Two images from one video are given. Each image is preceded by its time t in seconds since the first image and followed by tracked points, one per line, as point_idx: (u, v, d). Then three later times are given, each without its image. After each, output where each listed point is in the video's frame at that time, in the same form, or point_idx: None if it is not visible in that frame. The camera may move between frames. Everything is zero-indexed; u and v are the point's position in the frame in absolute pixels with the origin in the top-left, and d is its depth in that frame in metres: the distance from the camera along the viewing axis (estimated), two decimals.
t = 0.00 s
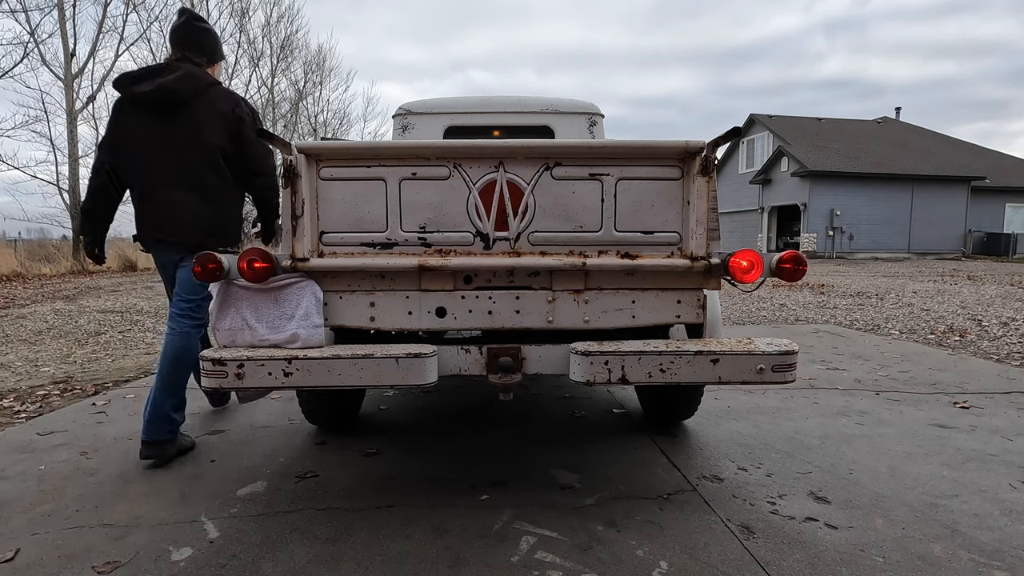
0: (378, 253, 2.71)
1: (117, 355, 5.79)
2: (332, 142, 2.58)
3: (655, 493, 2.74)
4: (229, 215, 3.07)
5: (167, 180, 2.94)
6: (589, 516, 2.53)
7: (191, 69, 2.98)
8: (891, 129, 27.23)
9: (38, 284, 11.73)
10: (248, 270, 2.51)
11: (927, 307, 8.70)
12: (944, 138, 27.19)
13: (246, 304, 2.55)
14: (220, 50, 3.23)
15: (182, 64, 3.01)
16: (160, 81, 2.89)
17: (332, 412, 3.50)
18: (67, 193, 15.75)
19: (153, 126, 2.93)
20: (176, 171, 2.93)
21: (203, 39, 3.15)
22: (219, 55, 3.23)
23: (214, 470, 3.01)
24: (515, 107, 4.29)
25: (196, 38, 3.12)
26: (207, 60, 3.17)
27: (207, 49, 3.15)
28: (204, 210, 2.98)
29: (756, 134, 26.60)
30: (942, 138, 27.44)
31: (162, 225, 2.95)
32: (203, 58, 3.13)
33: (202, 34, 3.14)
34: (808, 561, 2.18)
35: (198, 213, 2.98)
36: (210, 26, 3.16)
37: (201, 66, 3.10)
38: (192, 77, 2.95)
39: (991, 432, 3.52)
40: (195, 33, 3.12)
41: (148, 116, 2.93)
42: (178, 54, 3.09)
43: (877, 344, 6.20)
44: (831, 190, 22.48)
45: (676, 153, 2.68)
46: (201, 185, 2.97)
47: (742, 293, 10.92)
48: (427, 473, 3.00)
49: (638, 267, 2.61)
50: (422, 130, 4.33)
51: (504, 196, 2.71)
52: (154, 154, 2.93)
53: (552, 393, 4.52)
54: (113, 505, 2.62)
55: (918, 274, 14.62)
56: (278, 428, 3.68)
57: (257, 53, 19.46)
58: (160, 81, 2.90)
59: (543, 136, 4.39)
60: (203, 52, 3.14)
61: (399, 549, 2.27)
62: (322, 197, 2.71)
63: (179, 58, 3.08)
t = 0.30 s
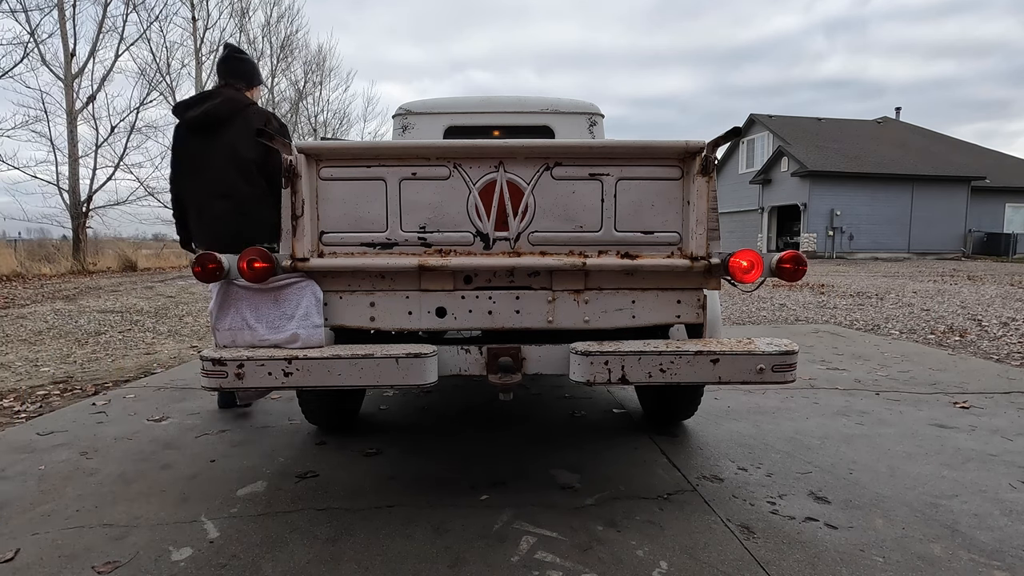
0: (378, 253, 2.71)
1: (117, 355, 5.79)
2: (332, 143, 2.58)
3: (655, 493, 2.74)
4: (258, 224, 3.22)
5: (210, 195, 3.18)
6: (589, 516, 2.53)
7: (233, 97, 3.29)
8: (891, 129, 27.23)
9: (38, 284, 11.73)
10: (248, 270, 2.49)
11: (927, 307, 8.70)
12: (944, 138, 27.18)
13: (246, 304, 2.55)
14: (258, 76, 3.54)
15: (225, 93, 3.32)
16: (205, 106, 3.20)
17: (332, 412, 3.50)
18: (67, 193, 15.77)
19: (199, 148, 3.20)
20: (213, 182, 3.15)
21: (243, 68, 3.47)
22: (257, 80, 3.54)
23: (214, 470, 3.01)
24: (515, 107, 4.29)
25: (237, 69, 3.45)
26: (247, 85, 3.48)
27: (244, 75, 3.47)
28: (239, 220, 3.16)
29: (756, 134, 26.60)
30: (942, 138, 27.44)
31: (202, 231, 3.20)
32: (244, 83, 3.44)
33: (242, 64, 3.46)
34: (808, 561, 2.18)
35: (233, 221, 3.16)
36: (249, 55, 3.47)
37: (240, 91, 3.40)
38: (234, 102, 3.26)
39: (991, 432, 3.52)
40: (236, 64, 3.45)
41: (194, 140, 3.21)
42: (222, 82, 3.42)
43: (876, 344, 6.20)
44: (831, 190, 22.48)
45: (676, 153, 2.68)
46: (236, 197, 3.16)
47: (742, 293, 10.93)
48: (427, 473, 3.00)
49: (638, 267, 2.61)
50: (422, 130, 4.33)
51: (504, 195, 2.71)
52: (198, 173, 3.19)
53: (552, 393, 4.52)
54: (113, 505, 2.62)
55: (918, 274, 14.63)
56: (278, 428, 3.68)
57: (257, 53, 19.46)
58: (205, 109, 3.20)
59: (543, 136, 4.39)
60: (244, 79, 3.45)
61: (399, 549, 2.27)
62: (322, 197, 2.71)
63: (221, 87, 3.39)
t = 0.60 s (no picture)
0: (378, 253, 2.71)
1: (117, 355, 5.79)
2: (332, 143, 2.58)
3: (655, 493, 2.74)
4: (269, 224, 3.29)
5: (241, 197, 3.37)
6: (589, 515, 2.53)
7: (274, 119, 3.51)
8: (891, 129, 27.24)
9: (38, 284, 11.73)
10: (248, 270, 2.51)
11: (927, 307, 8.71)
12: (944, 138, 27.18)
13: (246, 304, 2.55)
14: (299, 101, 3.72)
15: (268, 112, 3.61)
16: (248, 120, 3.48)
17: (331, 412, 3.50)
18: (67, 193, 15.79)
19: (235, 152, 3.38)
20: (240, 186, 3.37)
21: (286, 93, 3.67)
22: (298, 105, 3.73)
23: (215, 470, 3.01)
24: (515, 107, 4.29)
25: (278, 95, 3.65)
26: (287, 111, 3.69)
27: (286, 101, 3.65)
28: (261, 216, 3.31)
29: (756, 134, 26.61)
30: (942, 138, 27.45)
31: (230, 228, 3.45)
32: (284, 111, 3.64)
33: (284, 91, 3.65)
34: (808, 561, 2.18)
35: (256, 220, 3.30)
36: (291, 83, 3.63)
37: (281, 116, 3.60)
38: (277, 123, 3.45)
39: (991, 432, 3.52)
40: (279, 90, 3.65)
41: (231, 144, 3.39)
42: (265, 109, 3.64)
43: (876, 344, 6.20)
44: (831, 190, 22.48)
45: (676, 153, 2.68)
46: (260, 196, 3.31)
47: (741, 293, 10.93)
48: (427, 473, 2.99)
49: (638, 267, 2.61)
50: (422, 131, 4.33)
51: (504, 195, 2.71)
52: (231, 174, 3.36)
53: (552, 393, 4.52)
54: (113, 505, 2.62)
55: (917, 275, 14.63)
56: (278, 428, 3.68)
57: (257, 53, 19.47)
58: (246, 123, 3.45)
59: (543, 136, 4.39)
60: (285, 106, 3.65)
61: (399, 549, 2.27)
62: (322, 197, 2.71)
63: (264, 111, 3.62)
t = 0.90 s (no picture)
0: (378, 253, 2.71)
1: (117, 355, 5.79)
2: (332, 143, 2.58)
3: (655, 493, 2.74)
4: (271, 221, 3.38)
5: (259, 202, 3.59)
6: (589, 516, 2.53)
7: (305, 128, 4.00)
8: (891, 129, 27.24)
9: (38, 284, 11.73)
10: (248, 270, 2.52)
11: (927, 307, 8.71)
12: (944, 138, 27.18)
13: (246, 304, 2.55)
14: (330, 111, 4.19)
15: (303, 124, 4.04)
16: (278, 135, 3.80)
17: (332, 412, 3.50)
18: (67, 193, 15.79)
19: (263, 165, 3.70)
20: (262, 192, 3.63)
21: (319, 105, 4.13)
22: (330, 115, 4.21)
23: (215, 470, 3.01)
24: (515, 107, 4.29)
25: (312, 105, 4.13)
26: (320, 120, 4.19)
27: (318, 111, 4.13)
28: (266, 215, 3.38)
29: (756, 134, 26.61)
30: (943, 138, 27.45)
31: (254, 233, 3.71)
32: (315, 119, 4.14)
33: (316, 101, 4.12)
34: (808, 561, 2.18)
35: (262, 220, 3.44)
36: (321, 95, 4.07)
37: (312, 125, 4.11)
38: (306, 131, 3.99)
39: (991, 432, 3.52)
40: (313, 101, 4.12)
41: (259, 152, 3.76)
42: (300, 116, 4.17)
43: (876, 344, 6.20)
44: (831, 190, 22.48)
45: (676, 153, 2.68)
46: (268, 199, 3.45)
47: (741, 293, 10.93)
48: (427, 473, 2.99)
49: (638, 267, 2.61)
50: (422, 131, 4.33)
51: (504, 195, 2.71)
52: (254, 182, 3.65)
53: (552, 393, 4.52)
54: (113, 505, 2.62)
55: (918, 275, 14.64)
56: (278, 428, 3.68)
57: (257, 53, 19.48)
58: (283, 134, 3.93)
59: (543, 136, 4.39)
60: (317, 115, 4.15)
61: (399, 549, 2.27)
62: (322, 197, 2.71)
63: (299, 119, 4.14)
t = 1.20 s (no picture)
0: (378, 253, 2.71)
1: (117, 355, 5.79)
2: (332, 143, 2.58)
3: (655, 494, 2.74)
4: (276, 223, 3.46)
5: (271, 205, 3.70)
6: (589, 516, 2.53)
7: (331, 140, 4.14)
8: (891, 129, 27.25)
9: (38, 283, 11.73)
10: (248, 270, 2.53)
11: (927, 306, 8.71)
12: (944, 138, 27.17)
13: (246, 304, 2.55)
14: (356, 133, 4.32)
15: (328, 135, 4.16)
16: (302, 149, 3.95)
17: (332, 412, 3.50)
18: (67, 193, 15.79)
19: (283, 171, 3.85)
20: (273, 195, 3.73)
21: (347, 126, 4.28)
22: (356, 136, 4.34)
23: (215, 470, 3.01)
24: (515, 107, 4.29)
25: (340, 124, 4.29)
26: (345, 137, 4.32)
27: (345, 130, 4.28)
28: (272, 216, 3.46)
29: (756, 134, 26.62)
30: (943, 138, 27.46)
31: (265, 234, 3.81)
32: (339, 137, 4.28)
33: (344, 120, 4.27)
34: (808, 561, 2.18)
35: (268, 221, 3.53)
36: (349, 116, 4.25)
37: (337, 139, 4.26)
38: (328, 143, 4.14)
39: (991, 432, 3.52)
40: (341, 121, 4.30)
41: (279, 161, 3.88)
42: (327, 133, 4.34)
43: (876, 344, 6.20)
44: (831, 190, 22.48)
45: (676, 153, 2.68)
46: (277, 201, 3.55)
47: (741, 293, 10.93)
48: (427, 473, 2.99)
49: (638, 267, 2.61)
50: (422, 131, 4.33)
51: (503, 195, 2.71)
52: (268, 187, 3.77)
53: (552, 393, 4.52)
54: (113, 505, 2.62)
55: (917, 274, 14.64)
56: (278, 428, 3.68)
57: (257, 53, 19.48)
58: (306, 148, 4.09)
59: (543, 136, 4.39)
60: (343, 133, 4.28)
61: (399, 549, 2.27)
62: (322, 197, 2.71)
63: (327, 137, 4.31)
